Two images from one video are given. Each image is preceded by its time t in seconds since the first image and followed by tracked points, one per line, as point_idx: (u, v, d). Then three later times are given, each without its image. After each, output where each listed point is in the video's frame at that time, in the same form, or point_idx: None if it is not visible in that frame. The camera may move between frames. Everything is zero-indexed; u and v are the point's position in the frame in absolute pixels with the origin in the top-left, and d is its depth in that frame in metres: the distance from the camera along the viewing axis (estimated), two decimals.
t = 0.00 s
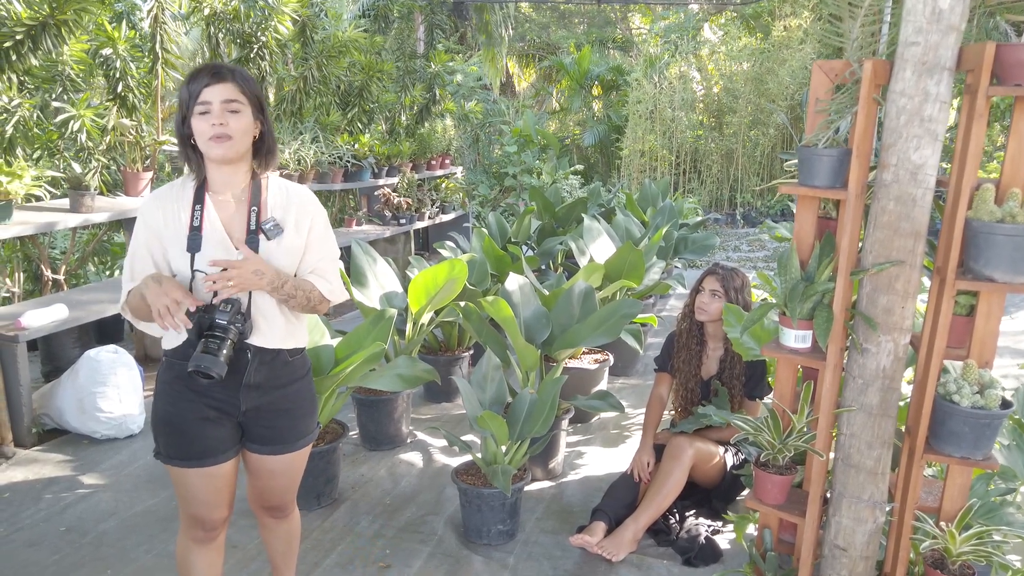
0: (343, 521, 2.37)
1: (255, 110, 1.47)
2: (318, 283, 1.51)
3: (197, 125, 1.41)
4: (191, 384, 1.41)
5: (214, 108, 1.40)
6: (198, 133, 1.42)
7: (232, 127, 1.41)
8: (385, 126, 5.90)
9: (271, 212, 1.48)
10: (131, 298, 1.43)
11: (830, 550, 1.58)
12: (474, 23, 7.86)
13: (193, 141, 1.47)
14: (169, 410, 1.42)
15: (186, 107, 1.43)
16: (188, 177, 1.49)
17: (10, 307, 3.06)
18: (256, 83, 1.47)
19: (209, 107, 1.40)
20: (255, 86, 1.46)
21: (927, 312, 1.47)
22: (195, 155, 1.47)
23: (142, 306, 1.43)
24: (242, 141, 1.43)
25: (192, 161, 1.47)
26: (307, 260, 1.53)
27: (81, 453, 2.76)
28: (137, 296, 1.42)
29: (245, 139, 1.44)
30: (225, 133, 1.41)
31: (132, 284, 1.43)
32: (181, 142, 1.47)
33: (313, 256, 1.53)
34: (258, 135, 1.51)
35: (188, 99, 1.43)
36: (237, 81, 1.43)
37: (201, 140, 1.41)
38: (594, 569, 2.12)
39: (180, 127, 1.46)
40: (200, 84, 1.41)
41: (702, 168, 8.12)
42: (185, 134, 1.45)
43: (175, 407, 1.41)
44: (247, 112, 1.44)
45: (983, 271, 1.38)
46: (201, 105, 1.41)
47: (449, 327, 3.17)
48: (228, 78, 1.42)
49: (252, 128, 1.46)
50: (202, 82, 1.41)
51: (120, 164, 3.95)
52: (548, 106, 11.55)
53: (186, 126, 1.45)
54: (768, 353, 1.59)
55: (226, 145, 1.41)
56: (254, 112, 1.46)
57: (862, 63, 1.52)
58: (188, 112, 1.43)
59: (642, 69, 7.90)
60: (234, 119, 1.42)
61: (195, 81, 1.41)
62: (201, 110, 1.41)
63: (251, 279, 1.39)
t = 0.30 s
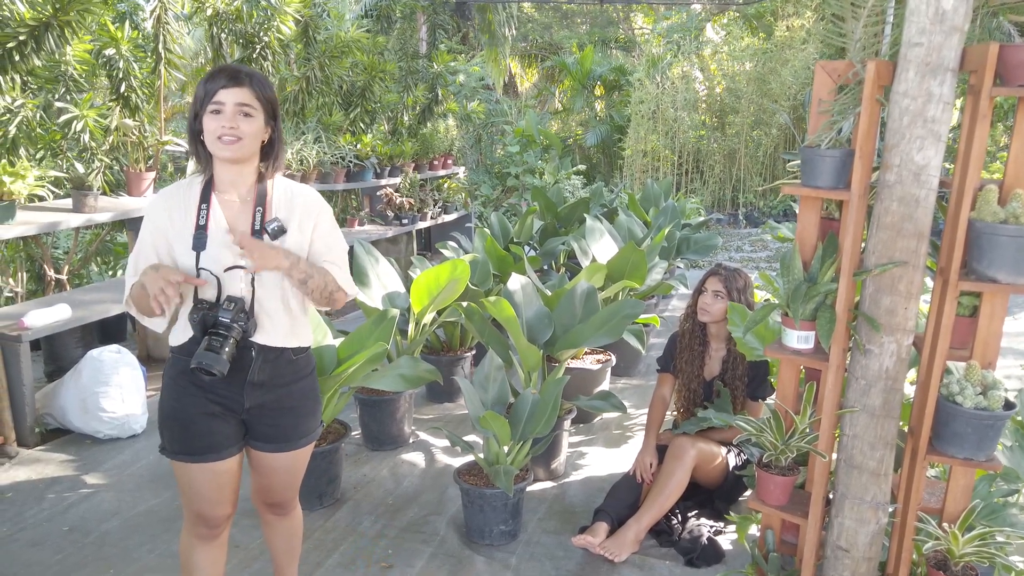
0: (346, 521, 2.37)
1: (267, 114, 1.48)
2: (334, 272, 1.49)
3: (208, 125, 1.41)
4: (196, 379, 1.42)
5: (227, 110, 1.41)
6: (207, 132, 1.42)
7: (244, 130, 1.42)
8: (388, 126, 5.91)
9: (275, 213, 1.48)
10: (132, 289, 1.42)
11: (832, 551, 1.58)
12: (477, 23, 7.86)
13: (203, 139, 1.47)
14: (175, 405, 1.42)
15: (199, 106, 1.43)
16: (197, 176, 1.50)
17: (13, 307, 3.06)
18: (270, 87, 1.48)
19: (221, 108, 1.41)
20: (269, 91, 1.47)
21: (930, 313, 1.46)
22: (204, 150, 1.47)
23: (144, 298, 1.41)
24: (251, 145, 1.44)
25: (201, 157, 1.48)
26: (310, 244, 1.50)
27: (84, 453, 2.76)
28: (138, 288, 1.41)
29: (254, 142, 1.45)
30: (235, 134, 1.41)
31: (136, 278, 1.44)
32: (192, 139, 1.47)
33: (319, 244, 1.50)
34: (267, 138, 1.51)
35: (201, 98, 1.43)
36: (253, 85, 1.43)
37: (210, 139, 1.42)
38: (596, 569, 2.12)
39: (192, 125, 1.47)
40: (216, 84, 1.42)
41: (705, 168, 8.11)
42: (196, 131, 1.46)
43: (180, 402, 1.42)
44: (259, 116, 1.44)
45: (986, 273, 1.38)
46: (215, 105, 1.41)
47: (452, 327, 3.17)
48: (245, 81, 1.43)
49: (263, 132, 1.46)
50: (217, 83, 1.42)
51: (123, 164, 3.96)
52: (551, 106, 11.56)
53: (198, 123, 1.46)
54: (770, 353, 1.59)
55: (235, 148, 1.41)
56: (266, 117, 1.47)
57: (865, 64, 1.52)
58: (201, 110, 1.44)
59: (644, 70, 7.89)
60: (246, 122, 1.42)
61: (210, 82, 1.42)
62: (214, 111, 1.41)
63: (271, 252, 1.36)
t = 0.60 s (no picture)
0: (350, 520, 2.37)
1: (283, 118, 1.49)
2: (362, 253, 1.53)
3: (226, 125, 1.42)
4: (211, 375, 1.42)
5: (246, 112, 1.41)
6: (224, 131, 1.42)
7: (261, 133, 1.43)
8: (391, 126, 5.91)
9: (285, 212, 1.48)
10: (146, 283, 1.42)
11: (836, 551, 1.58)
12: (480, 23, 7.86)
13: (218, 137, 1.47)
14: (189, 401, 1.42)
15: (217, 104, 1.43)
16: (209, 172, 1.50)
17: (17, 306, 3.06)
18: (287, 91, 1.49)
19: (240, 110, 1.41)
20: (287, 95, 1.47)
21: (934, 313, 1.46)
22: (219, 149, 1.48)
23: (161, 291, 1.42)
24: (265, 148, 1.45)
25: (214, 154, 1.48)
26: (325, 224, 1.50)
27: (88, 452, 2.77)
28: (154, 282, 1.41)
29: (269, 146, 1.46)
30: (251, 138, 1.42)
31: (148, 273, 1.44)
32: (206, 135, 1.47)
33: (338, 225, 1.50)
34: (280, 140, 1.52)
35: (219, 96, 1.43)
36: (272, 88, 1.44)
37: (226, 139, 1.42)
38: (600, 569, 2.12)
39: (207, 121, 1.47)
40: (236, 85, 1.42)
41: (708, 168, 8.11)
42: (211, 129, 1.46)
43: (194, 397, 1.42)
44: (276, 121, 1.45)
45: (991, 272, 1.38)
46: (233, 105, 1.41)
47: (455, 327, 3.17)
48: (264, 83, 1.43)
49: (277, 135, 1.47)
50: (238, 84, 1.42)
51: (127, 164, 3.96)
52: (553, 106, 11.57)
53: (213, 120, 1.45)
54: (774, 353, 1.59)
55: (250, 150, 1.42)
56: (281, 120, 1.48)
57: (869, 63, 1.52)
58: (217, 109, 1.44)
59: (647, 70, 7.89)
60: (264, 126, 1.43)
61: (231, 82, 1.41)
62: (232, 112, 1.42)
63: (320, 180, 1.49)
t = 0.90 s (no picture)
0: (353, 520, 2.38)
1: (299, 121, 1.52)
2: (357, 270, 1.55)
3: (248, 129, 1.44)
4: (232, 368, 1.44)
5: (269, 117, 1.44)
6: (245, 135, 1.45)
7: (282, 137, 1.46)
8: (394, 126, 5.91)
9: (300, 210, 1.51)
10: (167, 281, 1.42)
11: (841, 552, 1.58)
12: (483, 23, 7.86)
13: (236, 138, 1.50)
14: (210, 395, 1.44)
15: (237, 107, 1.45)
16: (224, 172, 1.52)
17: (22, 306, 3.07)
18: (302, 95, 1.52)
19: (262, 114, 1.44)
20: (303, 99, 1.51)
21: (939, 313, 1.46)
22: (238, 149, 1.50)
23: (181, 288, 1.42)
24: (286, 151, 1.48)
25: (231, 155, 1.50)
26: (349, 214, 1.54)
27: (92, 451, 2.77)
28: (175, 280, 1.41)
29: (288, 149, 1.49)
30: (274, 142, 1.45)
31: (166, 272, 1.44)
32: (223, 136, 1.49)
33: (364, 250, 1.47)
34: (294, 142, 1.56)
35: (240, 100, 1.45)
36: (291, 93, 1.47)
37: (248, 143, 1.45)
38: (603, 569, 2.12)
39: (224, 124, 1.49)
40: (259, 90, 1.44)
41: (711, 168, 8.11)
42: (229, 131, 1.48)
43: (215, 391, 1.43)
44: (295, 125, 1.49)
45: (996, 273, 1.38)
46: (255, 109, 1.44)
47: (458, 327, 3.17)
48: (283, 88, 1.46)
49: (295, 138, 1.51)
50: (260, 89, 1.44)
51: (131, 164, 3.96)
52: (556, 107, 11.58)
53: (232, 123, 1.48)
54: (779, 353, 1.59)
55: (272, 154, 1.46)
56: (298, 123, 1.52)
57: (874, 63, 1.52)
58: (237, 112, 1.46)
59: (650, 70, 7.88)
60: (285, 130, 1.46)
61: (253, 87, 1.44)
62: (253, 116, 1.44)
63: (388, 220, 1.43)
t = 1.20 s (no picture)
0: (356, 520, 2.37)
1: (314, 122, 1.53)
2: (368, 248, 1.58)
3: (267, 130, 1.44)
4: (250, 364, 1.45)
5: (288, 120, 1.44)
6: (262, 136, 1.45)
7: (300, 140, 1.46)
8: (396, 126, 5.91)
9: (311, 208, 1.52)
10: (186, 276, 1.45)
11: (845, 552, 1.57)
12: (486, 23, 7.86)
13: (252, 137, 1.49)
14: (228, 389, 1.45)
15: (256, 108, 1.44)
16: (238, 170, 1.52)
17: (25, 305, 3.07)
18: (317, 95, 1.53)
19: (280, 117, 1.44)
20: (318, 99, 1.51)
21: (945, 313, 1.45)
22: (254, 149, 1.49)
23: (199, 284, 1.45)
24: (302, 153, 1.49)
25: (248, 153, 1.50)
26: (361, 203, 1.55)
27: (95, 450, 2.78)
28: (192, 276, 1.44)
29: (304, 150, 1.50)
30: (292, 144, 1.46)
31: (183, 269, 1.46)
32: (239, 135, 1.48)
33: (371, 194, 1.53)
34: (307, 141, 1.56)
35: (259, 101, 1.44)
36: (308, 97, 1.48)
37: (265, 145, 1.45)
38: (606, 569, 2.12)
39: (240, 124, 1.48)
40: (278, 93, 1.44)
41: (714, 168, 8.11)
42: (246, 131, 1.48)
43: (232, 386, 1.44)
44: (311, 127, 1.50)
45: (1002, 272, 1.38)
46: (274, 111, 1.44)
47: (460, 327, 3.17)
48: (301, 92, 1.46)
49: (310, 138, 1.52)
50: (279, 92, 1.44)
51: (134, 164, 3.96)
52: (559, 106, 11.57)
53: (249, 123, 1.47)
54: (783, 353, 1.58)
55: (287, 155, 1.45)
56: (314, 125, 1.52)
57: (879, 62, 1.51)
58: (255, 112, 1.45)
59: (653, 70, 7.87)
60: (302, 133, 1.47)
61: (272, 90, 1.43)
62: (273, 118, 1.44)
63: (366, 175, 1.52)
